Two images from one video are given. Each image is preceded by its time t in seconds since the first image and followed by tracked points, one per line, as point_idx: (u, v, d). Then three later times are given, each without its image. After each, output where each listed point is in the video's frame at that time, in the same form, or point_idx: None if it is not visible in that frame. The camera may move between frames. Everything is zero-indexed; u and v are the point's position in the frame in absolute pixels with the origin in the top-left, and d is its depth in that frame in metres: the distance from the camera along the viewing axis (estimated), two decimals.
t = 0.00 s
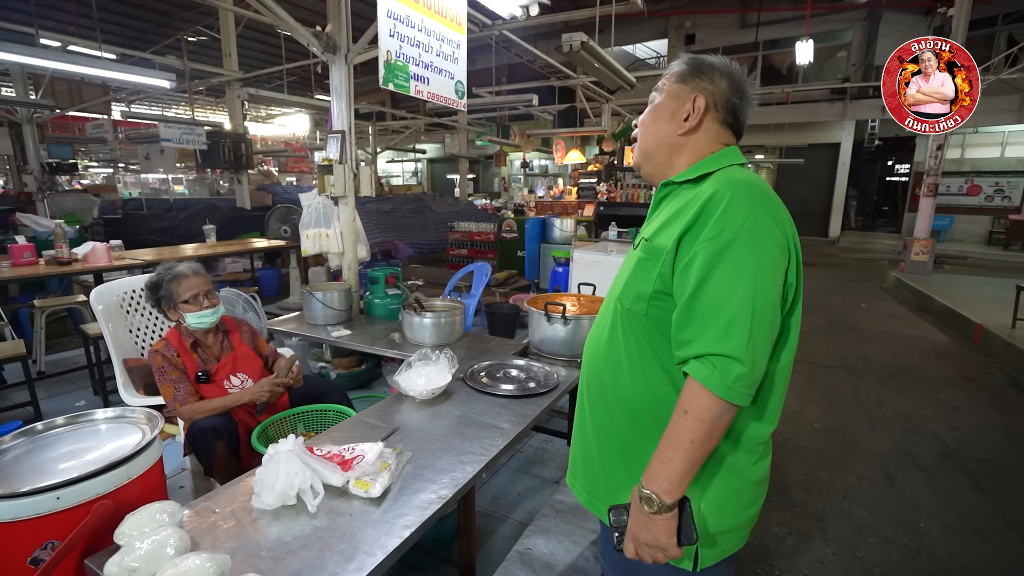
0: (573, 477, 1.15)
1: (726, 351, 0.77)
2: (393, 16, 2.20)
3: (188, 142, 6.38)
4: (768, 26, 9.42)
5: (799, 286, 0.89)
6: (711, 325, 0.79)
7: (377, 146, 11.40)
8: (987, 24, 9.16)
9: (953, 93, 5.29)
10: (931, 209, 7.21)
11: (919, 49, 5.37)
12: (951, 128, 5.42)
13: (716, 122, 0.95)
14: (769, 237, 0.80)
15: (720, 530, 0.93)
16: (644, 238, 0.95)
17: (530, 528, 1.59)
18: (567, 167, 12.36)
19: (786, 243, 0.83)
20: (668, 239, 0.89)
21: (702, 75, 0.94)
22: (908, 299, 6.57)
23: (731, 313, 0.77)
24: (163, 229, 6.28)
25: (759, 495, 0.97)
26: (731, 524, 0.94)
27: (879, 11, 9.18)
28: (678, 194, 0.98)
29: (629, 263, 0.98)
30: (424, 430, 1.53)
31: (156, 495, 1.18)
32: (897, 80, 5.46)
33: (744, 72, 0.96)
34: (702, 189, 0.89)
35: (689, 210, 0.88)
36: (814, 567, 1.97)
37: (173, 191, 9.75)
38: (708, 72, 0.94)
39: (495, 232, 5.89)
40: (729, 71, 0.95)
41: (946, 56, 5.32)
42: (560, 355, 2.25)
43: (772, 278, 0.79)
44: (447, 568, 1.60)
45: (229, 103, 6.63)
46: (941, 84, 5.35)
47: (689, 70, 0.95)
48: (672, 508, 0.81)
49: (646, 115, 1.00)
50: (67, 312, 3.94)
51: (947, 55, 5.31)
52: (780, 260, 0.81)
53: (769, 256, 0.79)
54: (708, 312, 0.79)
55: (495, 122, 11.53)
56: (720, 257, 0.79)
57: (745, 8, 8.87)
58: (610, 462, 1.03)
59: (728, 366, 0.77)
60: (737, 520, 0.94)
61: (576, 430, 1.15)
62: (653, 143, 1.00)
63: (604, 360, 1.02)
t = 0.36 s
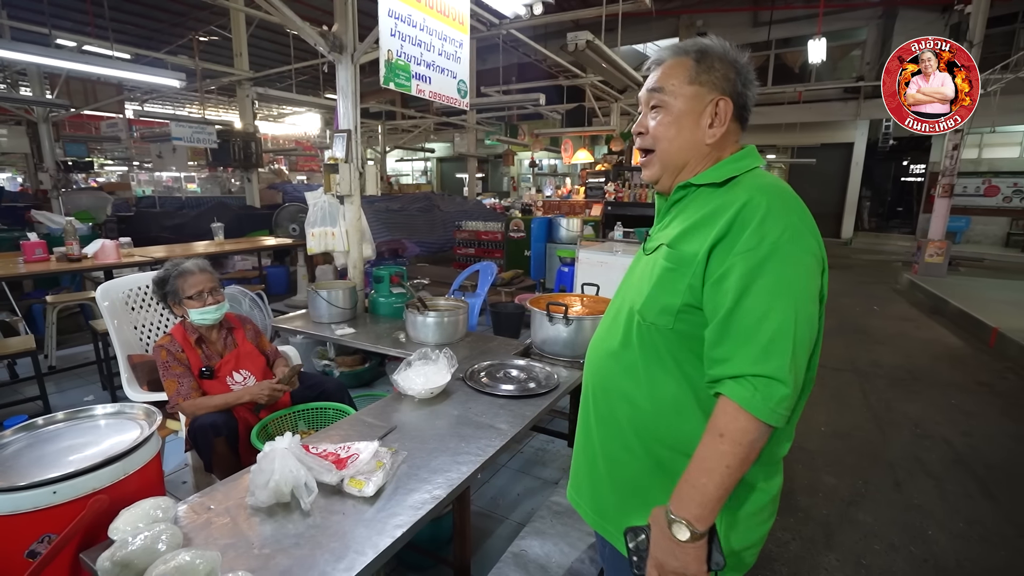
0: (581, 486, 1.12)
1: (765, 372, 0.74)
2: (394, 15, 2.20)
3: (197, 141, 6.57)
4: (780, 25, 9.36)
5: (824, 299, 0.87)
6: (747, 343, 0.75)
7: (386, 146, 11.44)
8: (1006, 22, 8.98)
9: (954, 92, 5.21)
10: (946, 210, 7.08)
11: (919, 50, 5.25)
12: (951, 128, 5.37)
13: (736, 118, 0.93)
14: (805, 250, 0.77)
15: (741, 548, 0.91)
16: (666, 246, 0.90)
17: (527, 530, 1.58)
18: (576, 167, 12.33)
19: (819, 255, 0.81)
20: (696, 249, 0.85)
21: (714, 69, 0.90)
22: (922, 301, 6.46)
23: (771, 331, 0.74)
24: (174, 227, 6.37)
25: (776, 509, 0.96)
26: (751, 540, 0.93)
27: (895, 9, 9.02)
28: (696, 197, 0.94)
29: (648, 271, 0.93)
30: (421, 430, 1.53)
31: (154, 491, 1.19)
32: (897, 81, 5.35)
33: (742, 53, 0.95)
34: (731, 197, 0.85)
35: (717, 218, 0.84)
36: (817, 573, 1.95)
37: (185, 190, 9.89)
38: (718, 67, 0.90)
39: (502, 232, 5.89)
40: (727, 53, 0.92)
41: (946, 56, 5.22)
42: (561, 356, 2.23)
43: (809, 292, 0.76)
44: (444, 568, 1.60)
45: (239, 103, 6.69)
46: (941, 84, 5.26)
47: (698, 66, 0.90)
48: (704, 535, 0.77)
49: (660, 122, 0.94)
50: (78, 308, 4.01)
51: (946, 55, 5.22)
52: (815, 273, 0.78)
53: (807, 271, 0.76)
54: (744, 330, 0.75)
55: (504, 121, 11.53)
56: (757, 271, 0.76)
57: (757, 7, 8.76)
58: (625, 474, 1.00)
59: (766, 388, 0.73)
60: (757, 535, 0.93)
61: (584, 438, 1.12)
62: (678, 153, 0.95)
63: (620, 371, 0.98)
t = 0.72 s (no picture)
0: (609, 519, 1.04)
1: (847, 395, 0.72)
2: (396, 15, 2.21)
3: (210, 140, 6.63)
4: (793, 23, 9.26)
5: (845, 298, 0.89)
6: (823, 368, 0.72)
7: (396, 145, 11.50)
8: None
9: (954, 93, 5.13)
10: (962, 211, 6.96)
11: (919, 49, 5.19)
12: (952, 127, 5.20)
13: (756, 118, 0.90)
14: (853, 261, 0.77)
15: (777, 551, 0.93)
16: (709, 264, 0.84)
17: (525, 529, 1.59)
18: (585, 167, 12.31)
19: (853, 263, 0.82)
20: (747, 267, 0.80)
21: (737, 64, 0.86)
22: (936, 304, 6.35)
23: (847, 352, 0.72)
24: (186, 225, 6.46)
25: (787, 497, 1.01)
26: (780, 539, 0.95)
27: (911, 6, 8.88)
28: (725, 206, 0.89)
29: (685, 290, 0.87)
30: (421, 427, 1.53)
31: (155, 484, 1.21)
32: (897, 81, 5.27)
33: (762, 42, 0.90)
34: (774, 209, 0.81)
35: (767, 233, 0.80)
36: None
37: (198, 188, 10.03)
38: (740, 61, 0.86)
39: (509, 231, 5.90)
40: (746, 40, 0.87)
41: (946, 55, 5.15)
42: (564, 356, 2.23)
43: (862, 306, 0.76)
44: (441, 566, 1.60)
45: (250, 102, 6.77)
46: (941, 84, 5.16)
47: (720, 61, 0.86)
48: None
49: (675, 122, 0.89)
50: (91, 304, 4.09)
51: (948, 55, 5.16)
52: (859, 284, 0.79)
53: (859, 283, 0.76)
54: (819, 354, 0.73)
55: (513, 121, 11.55)
56: (826, 290, 0.73)
57: (769, 5, 8.68)
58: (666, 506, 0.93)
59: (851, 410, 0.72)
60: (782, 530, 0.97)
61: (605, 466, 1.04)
62: (694, 155, 0.91)
63: (654, 398, 0.91)
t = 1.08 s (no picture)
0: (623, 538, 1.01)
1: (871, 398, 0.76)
2: (401, 17, 2.23)
3: (224, 140, 6.76)
4: (808, 23, 9.15)
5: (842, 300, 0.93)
6: (850, 376, 0.75)
7: (407, 145, 11.56)
8: None
9: (953, 92, 5.03)
10: (980, 214, 6.83)
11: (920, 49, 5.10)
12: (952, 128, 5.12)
13: (760, 125, 0.90)
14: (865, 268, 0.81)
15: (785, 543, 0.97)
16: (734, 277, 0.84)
17: (525, 530, 1.59)
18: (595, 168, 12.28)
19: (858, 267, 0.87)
20: (772, 278, 0.81)
21: (746, 67, 0.86)
22: (952, 308, 6.23)
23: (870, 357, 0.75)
24: (198, 224, 6.55)
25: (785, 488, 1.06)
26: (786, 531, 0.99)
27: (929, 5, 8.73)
28: (739, 216, 0.89)
29: (707, 304, 0.86)
30: (422, 427, 1.54)
31: (160, 478, 1.23)
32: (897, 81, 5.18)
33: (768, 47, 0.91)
34: (792, 218, 0.82)
35: (790, 242, 0.81)
36: None
37: (212, 188, 10.17)
38: (748, 66, 0.86)
39: (518, 232, 5.90)
40: (754, 44, 0.87)
41: (946, 56, 5.07)
42: (568, 357, 2.22)
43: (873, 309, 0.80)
44: (441, 566, 1.61)
45: (263, 102, 6.84)
46: (941, 84, 5.07)
47: (727, 64, 0.86)
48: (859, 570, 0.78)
49: (679, 125, 0.88)
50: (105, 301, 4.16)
51: (946, 55, 5.06)
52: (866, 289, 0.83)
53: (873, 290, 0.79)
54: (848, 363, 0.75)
55: (523, 121, 11.54)
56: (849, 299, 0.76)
57: (784, 4, 8.56)
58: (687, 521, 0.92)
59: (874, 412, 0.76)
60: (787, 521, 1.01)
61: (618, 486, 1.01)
62: (697, 160, 0.89)
63: (677, 416, 0.90)
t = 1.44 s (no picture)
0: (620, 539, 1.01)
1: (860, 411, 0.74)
2: (413, 22, 2.24)
3: (238, 142, 6.74)
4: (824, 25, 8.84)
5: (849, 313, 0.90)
6: (842, 386, 0.74)
7: (420, 148, 11.63)
8: None
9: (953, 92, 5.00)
10: (1002, 221, 6.68)
11: (920, 50, 4.88)
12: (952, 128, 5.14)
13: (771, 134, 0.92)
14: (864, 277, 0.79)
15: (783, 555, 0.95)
16: (730, 283, 0.84)
17: (531, 537, 1.58)
18: (607, 171, 12.24)
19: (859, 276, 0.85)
20: (768, 285, 0.80)
21: (760, 81, 0.86)
22: (972, 317, 6.10)
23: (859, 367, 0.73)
24: (214, 224, 6.65)
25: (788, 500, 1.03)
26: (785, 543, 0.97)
27: (950, 8, 8.58)
28: (740, 223, 0.88)
29: (703, 310, 0.86)
30: (430, 431, 1.54)
31: (169, 479, 1.23)
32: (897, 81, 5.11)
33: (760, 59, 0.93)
34: (791, 225, 0.81)
35: (786, 249, 0.80)
36: None
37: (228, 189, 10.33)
38: (765, 78, 0.87)
39: (530, 235, 5.90)
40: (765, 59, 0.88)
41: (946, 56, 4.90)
42: (577, 362, 2.21)
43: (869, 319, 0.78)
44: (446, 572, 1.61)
45: (278, 105, 6.91)
46: (941, 84, 5.03)
47: (750, 76, 0.86)
48: None
49: (711, 137, 0.86)
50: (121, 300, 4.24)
51: (945, 58, 4.92)
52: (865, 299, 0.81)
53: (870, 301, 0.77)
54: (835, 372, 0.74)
55: (536, 124, 11.55)
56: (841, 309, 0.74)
57: (801, 7, 8.45)
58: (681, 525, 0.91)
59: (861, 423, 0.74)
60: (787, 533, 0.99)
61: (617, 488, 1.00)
62: (728, 172, 0.88)
63: (674, 420, 0.89)
